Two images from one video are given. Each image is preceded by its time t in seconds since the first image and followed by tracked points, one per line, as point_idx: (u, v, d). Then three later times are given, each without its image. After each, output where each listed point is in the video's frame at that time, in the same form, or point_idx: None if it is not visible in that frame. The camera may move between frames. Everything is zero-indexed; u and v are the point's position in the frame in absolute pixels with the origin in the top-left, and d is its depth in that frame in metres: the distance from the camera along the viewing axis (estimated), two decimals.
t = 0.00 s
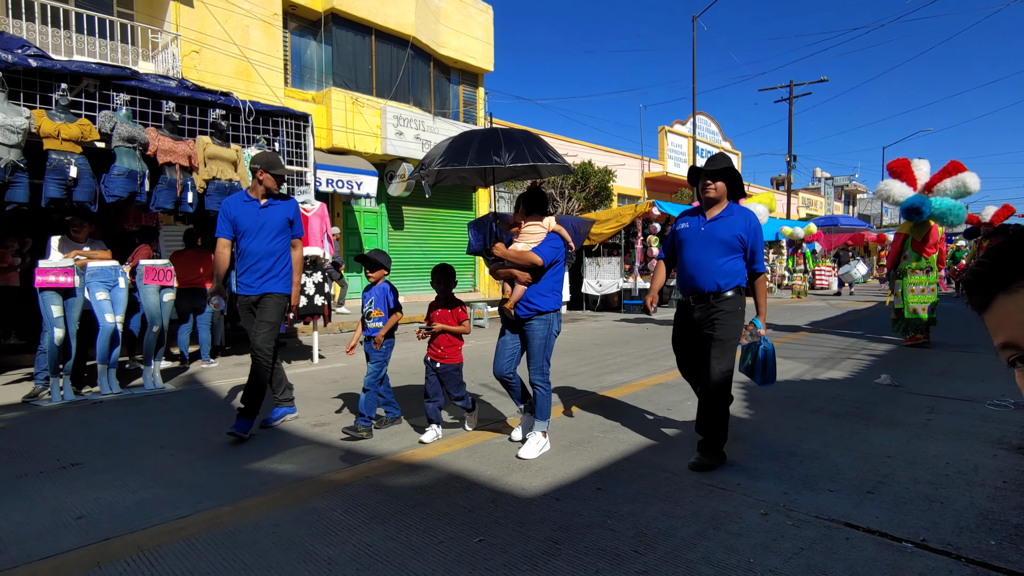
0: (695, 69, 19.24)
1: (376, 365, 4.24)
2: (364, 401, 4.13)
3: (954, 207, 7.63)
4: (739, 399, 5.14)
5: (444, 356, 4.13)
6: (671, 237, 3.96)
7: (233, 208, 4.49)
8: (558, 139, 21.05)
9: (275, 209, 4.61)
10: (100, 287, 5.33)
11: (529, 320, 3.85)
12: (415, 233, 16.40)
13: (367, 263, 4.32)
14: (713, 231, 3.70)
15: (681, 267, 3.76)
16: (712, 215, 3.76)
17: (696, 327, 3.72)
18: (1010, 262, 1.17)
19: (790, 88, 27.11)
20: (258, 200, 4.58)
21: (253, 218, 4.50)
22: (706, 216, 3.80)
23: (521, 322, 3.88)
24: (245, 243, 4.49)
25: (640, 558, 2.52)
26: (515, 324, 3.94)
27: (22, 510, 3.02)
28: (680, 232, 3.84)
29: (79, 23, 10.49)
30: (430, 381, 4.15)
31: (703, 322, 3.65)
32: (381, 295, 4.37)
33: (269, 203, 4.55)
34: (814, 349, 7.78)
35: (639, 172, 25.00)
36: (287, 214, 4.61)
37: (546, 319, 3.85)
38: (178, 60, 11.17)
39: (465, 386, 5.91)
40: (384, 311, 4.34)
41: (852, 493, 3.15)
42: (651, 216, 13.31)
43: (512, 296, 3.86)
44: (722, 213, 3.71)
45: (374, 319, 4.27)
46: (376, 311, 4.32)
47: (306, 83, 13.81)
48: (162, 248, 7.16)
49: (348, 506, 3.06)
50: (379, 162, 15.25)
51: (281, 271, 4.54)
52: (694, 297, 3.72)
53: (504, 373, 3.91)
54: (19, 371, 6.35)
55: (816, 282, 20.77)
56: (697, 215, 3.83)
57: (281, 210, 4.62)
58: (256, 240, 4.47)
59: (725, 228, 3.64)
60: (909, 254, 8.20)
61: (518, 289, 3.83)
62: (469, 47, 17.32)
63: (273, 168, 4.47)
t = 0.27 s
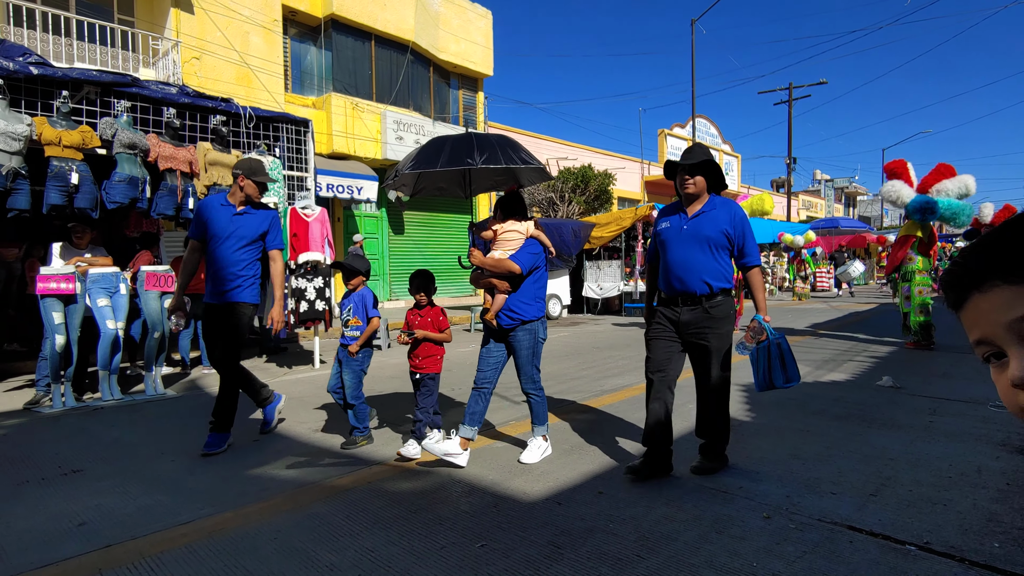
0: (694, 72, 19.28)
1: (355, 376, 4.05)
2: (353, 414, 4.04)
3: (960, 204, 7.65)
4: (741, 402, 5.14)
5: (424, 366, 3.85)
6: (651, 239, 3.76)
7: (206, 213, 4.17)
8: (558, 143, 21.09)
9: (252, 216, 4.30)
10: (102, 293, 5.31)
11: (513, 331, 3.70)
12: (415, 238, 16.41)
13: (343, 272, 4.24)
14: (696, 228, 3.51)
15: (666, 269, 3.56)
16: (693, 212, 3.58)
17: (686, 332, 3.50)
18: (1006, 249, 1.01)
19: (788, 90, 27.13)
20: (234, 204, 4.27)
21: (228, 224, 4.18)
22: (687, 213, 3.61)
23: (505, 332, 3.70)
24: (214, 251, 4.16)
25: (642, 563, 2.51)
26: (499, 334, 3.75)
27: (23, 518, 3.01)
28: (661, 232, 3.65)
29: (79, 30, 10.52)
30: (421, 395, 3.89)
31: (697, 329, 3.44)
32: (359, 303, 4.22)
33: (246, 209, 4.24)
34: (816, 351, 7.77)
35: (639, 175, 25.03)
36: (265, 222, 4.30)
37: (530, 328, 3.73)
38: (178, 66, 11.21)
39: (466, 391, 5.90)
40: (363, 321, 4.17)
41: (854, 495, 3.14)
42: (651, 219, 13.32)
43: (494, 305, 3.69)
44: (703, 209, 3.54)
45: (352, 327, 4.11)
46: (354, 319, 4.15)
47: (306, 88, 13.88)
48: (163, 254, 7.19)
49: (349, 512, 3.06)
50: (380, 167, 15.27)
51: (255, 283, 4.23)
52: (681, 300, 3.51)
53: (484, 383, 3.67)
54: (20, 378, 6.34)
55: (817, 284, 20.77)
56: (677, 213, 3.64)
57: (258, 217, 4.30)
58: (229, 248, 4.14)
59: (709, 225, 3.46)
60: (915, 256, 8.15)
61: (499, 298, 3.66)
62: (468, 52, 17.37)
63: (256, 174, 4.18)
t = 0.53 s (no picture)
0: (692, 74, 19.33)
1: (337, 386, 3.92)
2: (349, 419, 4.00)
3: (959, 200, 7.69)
4: (743, 403, 5.12)
5: (401, 373, 3.75)
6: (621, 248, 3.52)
7: (180, 209, 4.07)
8: (558, 145, 21.10)
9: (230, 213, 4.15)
10: (104, 297, 5.40)
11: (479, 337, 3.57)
12: (416, 240, 16.41)
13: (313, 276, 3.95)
14: (667, 232, 3.29)
15: (638, 278, 3.31)
16: (661, 215, 3.37)
17: (660, 345, 3.25)
18: None
19: (788, 92, 27.14)
20: (212, 201, 4.14)
21: (201, 221, 4.06)
22: (656, 217, 3.39)
23: (469, 336, 3.58)
24: (187, 246, 4.06)
25: (646, 565, 2.50)
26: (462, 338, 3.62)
27: (24, 522, 3.00)
28: (629, 241, 3.43)
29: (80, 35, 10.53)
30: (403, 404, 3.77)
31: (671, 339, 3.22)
32: (331, 310, 4.02)
33: (222, 206, 4.10)
34: (817, 352, 7.76)
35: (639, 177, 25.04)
36: (242, 219, 4.15)
37: (496, 335, 3.59)
38: (179, 71, 11.22)
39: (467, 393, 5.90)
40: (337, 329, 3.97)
41: (858, 497, 3.13)
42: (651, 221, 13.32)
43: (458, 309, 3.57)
44: (672, 212, 3.33)
45: (327, 337, 3.92)
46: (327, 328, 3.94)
47: (306, 92, 13.86)
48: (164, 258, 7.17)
49: (352, 515, 3.05)
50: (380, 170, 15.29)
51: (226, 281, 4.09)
52: (656, 311, 3.26)
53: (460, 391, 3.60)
54: (21, 384, 6.33)
55: (818, 285, 20.77)
56: (645, 218, 3.42)
57: (236, 213, 4.15)
58: (200, 245, 4.03)
59: (680, 226, 3.25)
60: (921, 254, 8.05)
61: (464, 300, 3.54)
62: (468, 55, 17.39)
63: (232, 170, 4.08)
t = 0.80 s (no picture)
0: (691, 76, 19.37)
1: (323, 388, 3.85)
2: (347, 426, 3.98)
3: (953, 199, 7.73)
4: (746, 405, 5.12)
5: (382, 382, 3.54)
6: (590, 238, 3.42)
7: (145, 213, 3.95)
8: (558, 146, 21.11)
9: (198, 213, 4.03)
10: (104, 299, 5.37)
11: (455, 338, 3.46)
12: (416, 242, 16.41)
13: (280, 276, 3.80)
14: (639, 224, 3.18)
15: (609, 272, 3.21)
16: (633, 206, 3.27)
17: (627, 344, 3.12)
18: None
19: (788, 93, 27.16)
20: (178, 202, 4.00)
21: (169, 224, 3.95)
22: (627, 208, 3.29)
23: (446, 338, 3.50)
24: (155, 252, 3.95)
25: (651, 566, 2.49)
26: (438, 340, 3.57)
27: (27, 525, 3.00)
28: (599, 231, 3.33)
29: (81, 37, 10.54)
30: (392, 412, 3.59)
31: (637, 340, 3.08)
32: (301, 311, 3.84)
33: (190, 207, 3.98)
34: (819, 353, 7.76)
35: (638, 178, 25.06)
36: (212, 219, 4.04)
37: (470, 336, 3.49)
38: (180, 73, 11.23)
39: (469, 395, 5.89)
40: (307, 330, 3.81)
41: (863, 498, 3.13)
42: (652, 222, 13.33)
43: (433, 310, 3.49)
44: (644, 203, 3.23)
45: (294, 337, 3.79)
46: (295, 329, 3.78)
47: (307, 93, 13.88)
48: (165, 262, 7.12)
49: (355, 517, 3.03)
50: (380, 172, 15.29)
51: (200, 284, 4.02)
52: (625, 306, 3.15)
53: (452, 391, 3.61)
54: (22, 386, 6.33)
55: (817, 286, 20.77)
56: (617, 208, 3.32)
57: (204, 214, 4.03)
58: (170, 249, 3.93)
59: (653, 218, 3.15)
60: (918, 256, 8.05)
61: (439, 303, 3.46)
62: (468, 56, 17.40)
63: (198, 169, 3.91)
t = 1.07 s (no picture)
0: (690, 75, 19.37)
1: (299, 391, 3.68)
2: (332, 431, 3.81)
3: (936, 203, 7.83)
4: (745, 402, 5.11)
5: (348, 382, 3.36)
6: (566, 231, 3.02)
7: (95, 209, 3.74)
8: (556, 144, 21.09)
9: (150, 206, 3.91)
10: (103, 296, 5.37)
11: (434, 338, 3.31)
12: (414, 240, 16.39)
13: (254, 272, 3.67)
14: (614, 224, 2.82)
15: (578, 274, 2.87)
16: (612, 203, 2.91)
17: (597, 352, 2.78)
18: None
19: (786, 91, 27.16)
20: (127, 196, 3.84)
21: (124, 220, 3.79)
22: (605, 205, 2.94)
23: (424, 339, 3.36)
24: (112, 248, 3.78)
25: (653, 563, 2.49)
26: (420, 343, 3.42)
27: (25, 522, 2.98)
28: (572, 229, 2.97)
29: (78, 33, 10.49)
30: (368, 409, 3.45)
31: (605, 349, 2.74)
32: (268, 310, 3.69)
33: (143, 200, 3.86)
34: (818, 351, 7.76)
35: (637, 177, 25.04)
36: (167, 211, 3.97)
37: (450, 335, 3.32)
38: (177, 69, 11.18)
39: (468, 392, 5.87)
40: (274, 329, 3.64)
41: (864, 495, 3.12)
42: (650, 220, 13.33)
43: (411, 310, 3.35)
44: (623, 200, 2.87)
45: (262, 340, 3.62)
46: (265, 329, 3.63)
47: (305, 91, 13.85)
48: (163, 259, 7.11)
49: (354, 514, 3.02)
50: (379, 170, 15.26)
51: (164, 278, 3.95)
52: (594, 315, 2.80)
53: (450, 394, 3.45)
54: (19, 383, 6.30)
55: (815, 285, 20.79)
56: (594, 204, 2.96)
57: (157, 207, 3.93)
58: (129, 245, 3.79)
59: (630, 219, 2.79)
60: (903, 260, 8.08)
61: (417, 303, 3.33)
62: (467, 54, 17.36)
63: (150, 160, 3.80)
